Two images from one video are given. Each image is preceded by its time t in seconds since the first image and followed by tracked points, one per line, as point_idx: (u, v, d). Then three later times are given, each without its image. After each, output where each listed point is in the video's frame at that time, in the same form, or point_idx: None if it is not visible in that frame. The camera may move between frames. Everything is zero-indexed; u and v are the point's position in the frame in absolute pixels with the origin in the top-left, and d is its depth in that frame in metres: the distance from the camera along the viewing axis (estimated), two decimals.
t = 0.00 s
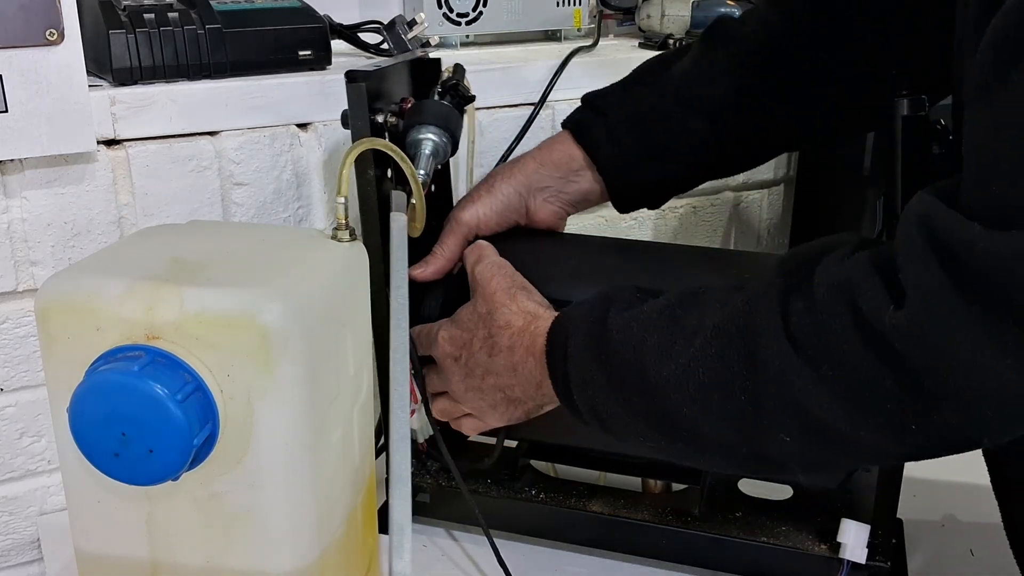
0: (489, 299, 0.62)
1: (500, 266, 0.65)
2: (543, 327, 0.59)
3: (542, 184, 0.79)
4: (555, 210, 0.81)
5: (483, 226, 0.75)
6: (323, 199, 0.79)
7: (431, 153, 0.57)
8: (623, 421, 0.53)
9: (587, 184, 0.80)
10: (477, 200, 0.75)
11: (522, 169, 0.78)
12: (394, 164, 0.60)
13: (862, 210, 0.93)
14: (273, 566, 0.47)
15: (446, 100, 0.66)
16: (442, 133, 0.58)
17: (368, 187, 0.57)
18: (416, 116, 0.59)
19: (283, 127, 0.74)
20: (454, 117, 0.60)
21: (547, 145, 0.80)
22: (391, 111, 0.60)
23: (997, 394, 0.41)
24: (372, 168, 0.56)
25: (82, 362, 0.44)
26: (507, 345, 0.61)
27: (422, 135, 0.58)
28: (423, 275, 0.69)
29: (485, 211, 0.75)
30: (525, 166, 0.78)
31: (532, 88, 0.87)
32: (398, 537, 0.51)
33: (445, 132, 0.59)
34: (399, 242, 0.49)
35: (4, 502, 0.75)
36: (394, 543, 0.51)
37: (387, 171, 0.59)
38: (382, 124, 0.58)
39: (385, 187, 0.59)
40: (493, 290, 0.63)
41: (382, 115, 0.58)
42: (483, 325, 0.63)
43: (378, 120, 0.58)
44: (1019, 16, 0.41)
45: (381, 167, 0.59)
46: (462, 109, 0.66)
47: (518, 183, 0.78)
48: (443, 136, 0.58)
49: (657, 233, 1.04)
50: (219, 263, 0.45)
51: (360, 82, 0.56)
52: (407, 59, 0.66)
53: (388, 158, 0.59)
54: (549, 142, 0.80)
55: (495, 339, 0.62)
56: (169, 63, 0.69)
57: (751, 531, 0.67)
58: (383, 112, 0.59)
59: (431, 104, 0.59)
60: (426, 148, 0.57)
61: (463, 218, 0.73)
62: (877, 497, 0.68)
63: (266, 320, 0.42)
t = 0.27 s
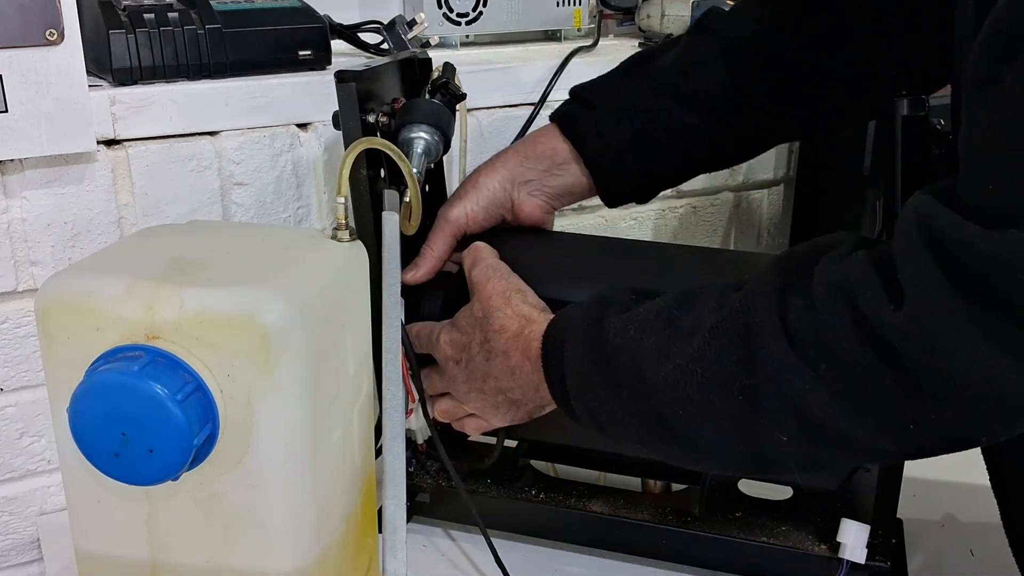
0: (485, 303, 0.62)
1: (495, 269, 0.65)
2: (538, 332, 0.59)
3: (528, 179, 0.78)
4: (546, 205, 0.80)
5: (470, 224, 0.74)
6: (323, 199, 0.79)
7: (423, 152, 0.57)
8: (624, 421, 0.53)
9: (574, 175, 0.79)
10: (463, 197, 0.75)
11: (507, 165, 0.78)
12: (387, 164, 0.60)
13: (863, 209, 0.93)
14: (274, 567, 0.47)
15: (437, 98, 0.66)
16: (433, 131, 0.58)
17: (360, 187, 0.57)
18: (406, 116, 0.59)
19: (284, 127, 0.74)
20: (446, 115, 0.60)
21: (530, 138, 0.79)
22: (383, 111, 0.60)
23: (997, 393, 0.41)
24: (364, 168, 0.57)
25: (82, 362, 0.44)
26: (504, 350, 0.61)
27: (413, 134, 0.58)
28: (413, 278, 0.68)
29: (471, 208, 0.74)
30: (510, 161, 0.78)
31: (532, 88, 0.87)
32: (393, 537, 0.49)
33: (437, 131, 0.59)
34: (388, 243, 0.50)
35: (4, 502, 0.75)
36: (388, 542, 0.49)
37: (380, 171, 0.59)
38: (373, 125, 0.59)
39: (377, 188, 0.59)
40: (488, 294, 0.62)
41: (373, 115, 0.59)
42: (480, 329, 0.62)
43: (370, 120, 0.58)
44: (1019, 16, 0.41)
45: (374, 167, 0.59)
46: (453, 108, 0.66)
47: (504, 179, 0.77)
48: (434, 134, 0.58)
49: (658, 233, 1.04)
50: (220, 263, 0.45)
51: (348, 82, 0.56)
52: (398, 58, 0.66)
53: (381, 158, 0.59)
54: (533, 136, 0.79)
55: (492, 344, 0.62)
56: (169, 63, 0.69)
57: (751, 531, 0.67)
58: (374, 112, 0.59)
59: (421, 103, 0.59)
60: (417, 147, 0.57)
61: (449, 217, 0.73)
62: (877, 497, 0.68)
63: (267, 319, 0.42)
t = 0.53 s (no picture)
0: (479, 309, 0.62)
1: (491, 273, 0.64)
2: (530, 340, 0.59)
3: (519, 187, 0.78)
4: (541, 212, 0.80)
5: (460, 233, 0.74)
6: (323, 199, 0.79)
7: (416, 151, 0.57)
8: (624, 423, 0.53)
9: (564, 183, 0.79)
10: (453, 206, 0.75)
11: (497, 174, 0.78)
12: (379, 164, 0.60)
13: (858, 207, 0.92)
14: (274, 567, 0.47)
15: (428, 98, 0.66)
16: (426, 131, 0.58)
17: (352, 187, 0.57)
18: (398, 115, 0.59)
19: (284, 127, 0.74)
20: (438, 114, 0.60)
21: (520, 148, 0.79)
22: (374, 111, 0.60)
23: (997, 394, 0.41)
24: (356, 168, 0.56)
25: (82, 362, 0.44)
26: (497, 356, 0.61)
27: (406, 134, 0.58)
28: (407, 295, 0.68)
29: (462, 217, 0.74)
30: (500, 170, 0.78)
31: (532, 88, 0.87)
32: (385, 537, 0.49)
33: (429, 130, 0.59)
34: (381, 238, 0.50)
35: (4, 502, 0.75)
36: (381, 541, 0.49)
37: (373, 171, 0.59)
38: (365, 125, 0.59)
39: (370, 190, 0.58)
40: (483, 299, 0.62)
41: (365, 115, 0.58)
42: (475, 335, 0.62)
43: (361, 120, 0.58)
44: (1019, 16, 0.41)
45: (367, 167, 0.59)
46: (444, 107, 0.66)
47: (495, 187, 0.77)
48: (426, 133, 0.58)
49: (657, 233, 1.04)
50: (220, 263, 0.45)
51: (339, 82, 0.56)
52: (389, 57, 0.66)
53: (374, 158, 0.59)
54: (523, 146, 0.79)
55: (486, 349, 0.62)
56: (169, 63, 0.69)
57: (751, 531, 0.67)
58: (366, 112, 0.59)
59: (413, 103, 0.59)
60: (409, 147, 0.57)
61: (439, 226, 0.72)
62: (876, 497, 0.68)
63: (267, 320, 0.42)
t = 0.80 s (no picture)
0: (479, 316, 0.62)
1: (491, 280, 0.64)
2: (530, 351, 0.59)
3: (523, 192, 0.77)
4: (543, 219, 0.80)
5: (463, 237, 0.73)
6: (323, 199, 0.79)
7: (413, 151, 0.58)
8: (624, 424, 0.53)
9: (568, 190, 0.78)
10: (456, 210, 0.74)
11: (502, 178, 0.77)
12: (378, 164, 0.60)
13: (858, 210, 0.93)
14: (274, 567, 0.47)
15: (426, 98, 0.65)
16: (424, 131, 0.58)
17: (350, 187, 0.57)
18: (396, 116, 0.59)
19: (283, 127, 0.74)
20: (436, 114, 0.60)
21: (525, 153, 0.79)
22: (372, 111, 0.60)
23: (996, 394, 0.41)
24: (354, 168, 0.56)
25: (82, 362, 0.44)
26: (496, 365, 0.61)
27: (403, 134, 0.58)
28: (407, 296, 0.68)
29: (465, 221, 0.73)
30: (504, 175, 0.77)
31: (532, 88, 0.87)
32: (381, 539, 0.46)
33: (427, 130, 0.59)
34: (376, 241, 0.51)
35: (4, 502, 0.75)
36: (376, 543, 0.46)
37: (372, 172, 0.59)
38: (362, 125, 0.59)
39: (372, 189, 0.58)
40: (483, 307, 0.62)
41: (363, 115, 0.59)
42: (474, 342, 0.63)
43: (358, 120, 0.58)
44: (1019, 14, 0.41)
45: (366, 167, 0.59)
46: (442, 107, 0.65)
47: (499, 192, 0.76)
48: (424, 133, 0.58)
49: (657, 233, 1.04)
50: (219, 263, 0.45)
51: (335, 82, 0.56)
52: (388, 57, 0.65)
53: (372, 158, 0.59)
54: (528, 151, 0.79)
55: (484, 357, 0.62)
56: (168, 63, 0.69)
57: (751, 531, 0.67)
58: (364, 113, 0.59)
59: (411, 103, 0.59)
60: (407, 147, 0.57)
61: (442, 229, 0.72)
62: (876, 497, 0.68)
63: (267, 320, 0.42)
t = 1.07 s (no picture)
0: (479, 319, 0.62)
1: (490, 283, 0.64)
2: (529, 354, 0.59)
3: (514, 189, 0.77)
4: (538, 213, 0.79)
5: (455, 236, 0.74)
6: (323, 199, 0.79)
7: (414, 152, 0.58)
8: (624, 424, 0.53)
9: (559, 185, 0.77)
10: (449, 209, 0.74)
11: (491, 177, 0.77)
12: (379, 164, 0.60)
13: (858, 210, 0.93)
14: (273, 567, 0.47)
15: (427, 98, 0.65)
16: (425, 132, 0.58)
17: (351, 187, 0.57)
18: (398, 116, 0.59)
19: (283, 127, 0.74)
20: (437, 114, 0.60)
21: (514, 148, 0.78)
22: (373, 111, 0.60)
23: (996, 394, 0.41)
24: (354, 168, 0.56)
25: (82, 362, 0.44)
26: (495, 368, 0.61)
27: (404, 134, 0.58)
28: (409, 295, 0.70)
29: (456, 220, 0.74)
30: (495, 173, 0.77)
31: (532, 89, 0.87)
32: (382, 539, 0.47)
33: (428, 130, 0.59)
34: (376, 238, 0.51)
35: (3, 502, 0.75)
36: (376, 543, 0.46)
37: (372, 171, 0.59)
38: (363, 125, 0.59)
39: (377, 185, 0.59)
40: (482, 311, 0.62)
41: (364, 115, 0.58)
42: (474, 345, 0.63)
43: (359, 120, 0.58)
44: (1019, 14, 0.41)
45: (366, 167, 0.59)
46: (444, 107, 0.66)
47: (490, 190, 0.76)
48: (425, 134, 0.58)
49: (657, 233, 1.04)
50: (219, 263, 0.45)
51: (337, 83, 0.56)
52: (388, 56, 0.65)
53: (372, 158, 0.59)
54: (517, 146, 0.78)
55: (484, 360, 0.62)
56: (169, 63, 0.69)
57: (751, 531, 0.67)
58: (365, 112, 0.58)
59: (413, 103, 0.59)
60: (409, 147, 0.57)
61: (433, 229, 0.72)
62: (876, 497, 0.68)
63: (267, 320, 0.42)
